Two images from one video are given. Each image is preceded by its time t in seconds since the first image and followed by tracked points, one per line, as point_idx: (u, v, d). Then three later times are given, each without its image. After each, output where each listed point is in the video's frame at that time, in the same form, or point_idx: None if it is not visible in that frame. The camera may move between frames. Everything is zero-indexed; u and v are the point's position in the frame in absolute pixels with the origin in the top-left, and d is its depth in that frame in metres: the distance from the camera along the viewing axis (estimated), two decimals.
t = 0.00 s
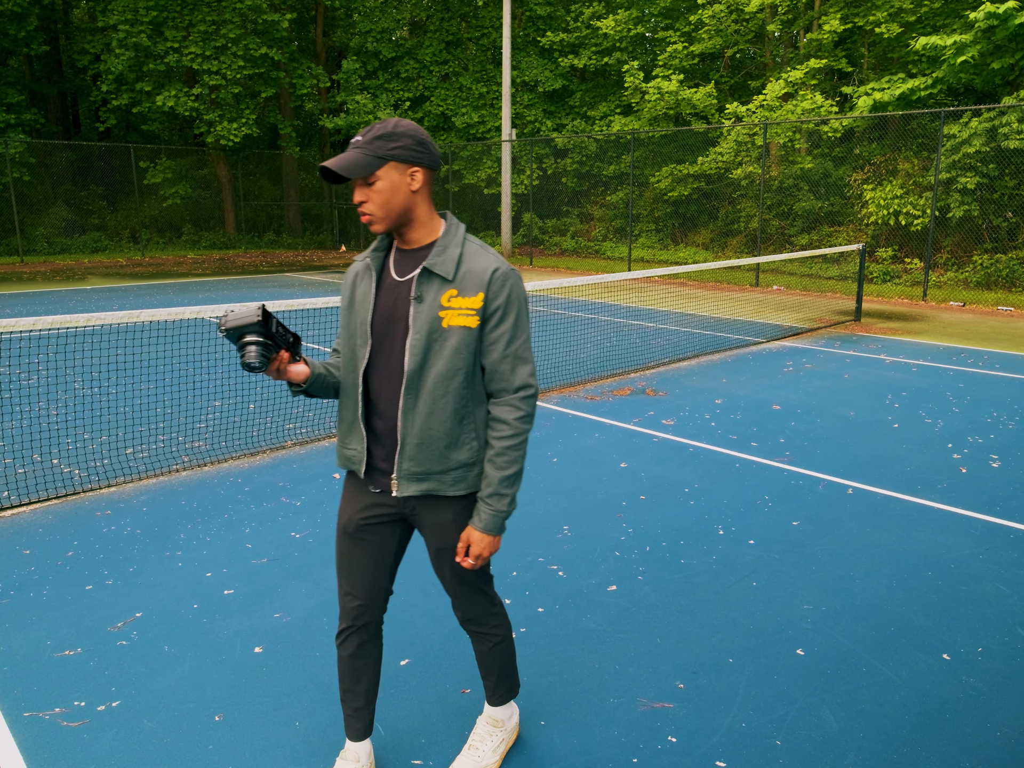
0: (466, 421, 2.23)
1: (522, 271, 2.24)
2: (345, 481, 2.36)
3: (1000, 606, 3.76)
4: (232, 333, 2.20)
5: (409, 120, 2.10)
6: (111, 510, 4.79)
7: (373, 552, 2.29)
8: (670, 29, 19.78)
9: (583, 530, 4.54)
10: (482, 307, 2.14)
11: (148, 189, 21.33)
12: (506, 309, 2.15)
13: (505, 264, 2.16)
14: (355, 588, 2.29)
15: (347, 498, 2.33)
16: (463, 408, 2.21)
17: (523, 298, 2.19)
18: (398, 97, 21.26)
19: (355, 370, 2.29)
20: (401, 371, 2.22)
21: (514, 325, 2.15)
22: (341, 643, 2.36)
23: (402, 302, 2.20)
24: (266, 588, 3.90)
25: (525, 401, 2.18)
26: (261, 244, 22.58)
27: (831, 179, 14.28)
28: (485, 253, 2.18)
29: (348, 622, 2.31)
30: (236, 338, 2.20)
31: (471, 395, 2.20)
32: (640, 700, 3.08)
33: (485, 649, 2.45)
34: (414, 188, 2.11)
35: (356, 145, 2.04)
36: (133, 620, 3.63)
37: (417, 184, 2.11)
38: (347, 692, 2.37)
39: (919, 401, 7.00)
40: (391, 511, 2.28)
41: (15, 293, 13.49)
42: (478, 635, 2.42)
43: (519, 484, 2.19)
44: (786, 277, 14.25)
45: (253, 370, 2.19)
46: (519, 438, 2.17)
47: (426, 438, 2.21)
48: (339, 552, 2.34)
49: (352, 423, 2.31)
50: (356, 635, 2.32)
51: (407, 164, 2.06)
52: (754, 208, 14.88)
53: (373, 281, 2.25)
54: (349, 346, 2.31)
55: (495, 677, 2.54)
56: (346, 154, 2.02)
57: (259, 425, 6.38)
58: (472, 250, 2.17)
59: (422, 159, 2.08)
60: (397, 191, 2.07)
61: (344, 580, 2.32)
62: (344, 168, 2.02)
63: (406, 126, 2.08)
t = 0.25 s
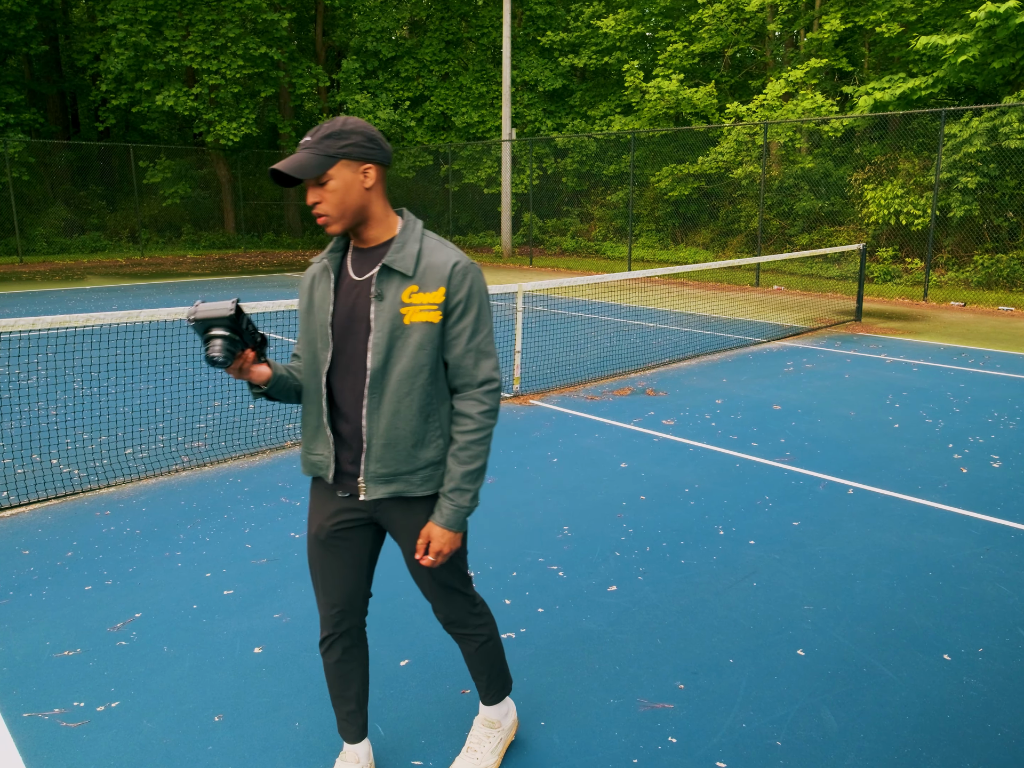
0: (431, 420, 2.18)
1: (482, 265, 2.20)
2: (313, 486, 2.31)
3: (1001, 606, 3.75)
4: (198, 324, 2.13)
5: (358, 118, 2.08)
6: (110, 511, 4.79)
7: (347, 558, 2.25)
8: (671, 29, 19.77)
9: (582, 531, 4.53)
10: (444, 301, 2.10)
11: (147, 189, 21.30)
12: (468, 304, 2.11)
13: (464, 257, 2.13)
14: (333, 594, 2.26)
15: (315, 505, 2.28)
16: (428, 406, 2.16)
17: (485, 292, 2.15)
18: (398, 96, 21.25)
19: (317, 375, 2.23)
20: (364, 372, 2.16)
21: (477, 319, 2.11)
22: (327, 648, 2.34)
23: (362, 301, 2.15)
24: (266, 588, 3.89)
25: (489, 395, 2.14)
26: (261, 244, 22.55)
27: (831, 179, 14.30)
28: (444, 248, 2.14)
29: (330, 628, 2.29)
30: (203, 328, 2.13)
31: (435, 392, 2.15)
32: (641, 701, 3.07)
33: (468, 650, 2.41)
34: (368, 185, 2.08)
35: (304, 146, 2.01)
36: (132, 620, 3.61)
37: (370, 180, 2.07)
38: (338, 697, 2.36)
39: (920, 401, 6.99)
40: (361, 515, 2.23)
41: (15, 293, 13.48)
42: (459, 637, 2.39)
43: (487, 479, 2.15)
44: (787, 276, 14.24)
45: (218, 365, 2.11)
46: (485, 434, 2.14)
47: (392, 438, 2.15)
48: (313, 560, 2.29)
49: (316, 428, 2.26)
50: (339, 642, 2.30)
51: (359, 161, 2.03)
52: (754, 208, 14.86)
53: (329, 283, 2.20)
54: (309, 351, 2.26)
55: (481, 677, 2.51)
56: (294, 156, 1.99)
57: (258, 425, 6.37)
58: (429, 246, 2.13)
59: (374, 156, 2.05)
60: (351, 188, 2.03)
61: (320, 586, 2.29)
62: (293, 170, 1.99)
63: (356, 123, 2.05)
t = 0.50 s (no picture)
0: (405, 416, 2.16)
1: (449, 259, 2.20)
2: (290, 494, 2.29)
3: (1002, 606, 3.74)
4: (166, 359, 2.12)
5: (314, 119, 2.06)
6: (110, 511, 4.77)
7: (328, 562, 2.23)
8: (671, 28, 19.75)
9: (582, 530, 4.52)
10: (413, 297, 2.08)
11: (147, 189, 21.12)
12: (437, 297, 2.10)
13: (431, 252, 2.12)
14: (317, 600, 2.25)
15: (293, 512, 2.26)
16: (402, 402, 2.14)
17: (453, 285, 2.14)
18: (398, 96, 21.23)
19: (288, 381, 2.21)
20: (336, 373, 2.14)
21: (447, 313, 2.10)
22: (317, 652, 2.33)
23: (330, 301, 2.13)
24: (265, 589, 3.87)
25: (462, 388, 2.13)
26: (260, 243, 22.58)
27: (832, 178, 14.29)
28: (409, 244, 2.13)
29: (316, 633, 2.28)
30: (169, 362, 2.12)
31: (407, 389, 2.13)
32: (641, 702, 3.06)
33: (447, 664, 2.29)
34: (328, 185, 2.06)
35: (262, 149, 1.98)
36: (131, 621, 3.60)
37: (331, 180, 2.05)
38: (331, 702, 2.35)
39: (920, 401, 6.99)
40: (338, 520, 2.20)
41: (14, 293, 13.46)
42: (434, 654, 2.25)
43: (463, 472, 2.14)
44: (787, 276, 14.23)
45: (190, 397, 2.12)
46: (459, 427, 2.12)
47: (367, 437, 2.13)
48: (296, 567, 2.28)
49: (290, 437, 2.23)
50: (327, 646, 2.28)
51: (318, 162, 2.01)
52: (755, 207, 14.84)
53: (294, 286, 2.18)
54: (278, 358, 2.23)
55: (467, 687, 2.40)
56: (253, 160, 1.96)
57: (256, 426, 6.36)
58: (395, 242, 2.12)
59: (332, 155, 2.03)
60: (311, 190, 2.02)
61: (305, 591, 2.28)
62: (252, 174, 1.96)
63: (311, 124, 2.03)
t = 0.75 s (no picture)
0: (397, 412, 2.15)
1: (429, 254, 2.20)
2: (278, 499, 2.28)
3: (1004, 607, 3.73)
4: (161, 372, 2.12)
5: (288, 119, 2.05)
6: (109, 511, 4.76)
7: (322, 566, 2.22)
8: (671, 28, 19.72)
9: (582, 531, 4.51)
10: (400, 292, 2.08)
11: (146, 188, 21.08)
12: (423, 292, 2.10)
13: (412, 247, 2.12)
14: (306, 602, 2.24)
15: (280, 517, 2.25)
16: (394, 398, 2.13)
17: (437, 279, 2.15)
18: (398, 96, 21.20)
19: (273, 384, 2.17)
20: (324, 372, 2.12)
21: (434, 307, 2.10)
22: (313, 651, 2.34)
23: (315, 301, 2.10)
24: (264, 590, 3.86)
25: (453, 381, 2.14)
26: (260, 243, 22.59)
27: (833, 178, 14.26)
28: (390, 239, 2.13)
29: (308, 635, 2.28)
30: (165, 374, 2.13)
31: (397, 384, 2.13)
32: (641, 702, 3.05)
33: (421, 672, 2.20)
34: (308, 185, 2.05)
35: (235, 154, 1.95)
36: (131, 622, 3.59)
37: (309, 180, 2.05)
38: (327, 703, 2.34)
39: (921, 401, 6.98)
40: (323, 522, 2.18)
41: (13, 293, 13.45)
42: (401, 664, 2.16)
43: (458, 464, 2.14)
44: (788, 276, 14.21)
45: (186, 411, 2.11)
46: (452, 420, 2.13)
47: (362, 435, 2.11)
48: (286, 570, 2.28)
49: (280, 442, 2.20)
50: (320, 648, 2.28)
51: (296, 162, 2.00)
52: (756, 207, 14.81)
53: (270, 287, 2.14)
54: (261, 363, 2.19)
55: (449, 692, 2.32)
56: (228, 165, 1.93)
57: (255, 426, 6.34)
58: (376, 238, 2.11)
59: (310, 154, 2.03)
60: (292, 189, 2.00)
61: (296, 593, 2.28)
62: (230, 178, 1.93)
63: (287, 124, 2.02)
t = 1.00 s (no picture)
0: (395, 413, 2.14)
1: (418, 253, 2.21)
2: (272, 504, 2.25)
3: (1004, 607, 3.72)
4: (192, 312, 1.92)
5: (290, 117, 2.06)
6: (109, 511, 4.76)
7: (321, 569, 2.19)
8: (671, 27, 19.70)
9: (583, 531, 4.50)
10: (395, 291, 2.08)
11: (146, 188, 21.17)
12: (418, 291, 2.10)
13: (404, 246, 2.12)
14: (305, 605, 2.22)
15: (276, 519, 2.23)
16: (390, 398, 2.12)
17: (428, 277, 2.16)
18: (398, 95, 21.18)
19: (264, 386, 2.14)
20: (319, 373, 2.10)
21: (428, 306, 2.11)
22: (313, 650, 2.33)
23: (307, 302, 2.08)
24: (264, 590, 3.85)
25: (450, 380, 2.15)
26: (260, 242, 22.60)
27: (833, 177, 14.24)
28: (381, 239, 2.12)
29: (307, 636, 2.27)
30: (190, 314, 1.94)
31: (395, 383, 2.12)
32: (641, 703, 3.04)
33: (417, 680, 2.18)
34: (309, 182, 2.05)
35: (242, 137, 1.93)
36: (130, 622, 3.58)
37: (311, 177, 2.05)
38: (327, 702, 2.34)
39: (922, 401, 6.97)
40: (322, 526, 2.16)
41: (11, 293, 13.43)
42: (401, 666, 2.15)
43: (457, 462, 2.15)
44: (788, 276, 14.21)
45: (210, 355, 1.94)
46: (450, 418, 2.14)
47: (362, 437, 2.10)
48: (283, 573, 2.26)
49: (276, 444, 2.16)
50: (321, 649, 2.27)
51: (300, 156, 2.00)
52: (756, 207, 14.79)
53: (259, 286, 2.11)
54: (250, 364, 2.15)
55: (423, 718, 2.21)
56: (238, 146, 1.91)
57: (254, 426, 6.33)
58: (367, 237, 2.10)
59: (312, 152, 2.04)
60: (297, 183, 1.99)
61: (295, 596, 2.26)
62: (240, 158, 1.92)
63: (291, 120, 2.02)
